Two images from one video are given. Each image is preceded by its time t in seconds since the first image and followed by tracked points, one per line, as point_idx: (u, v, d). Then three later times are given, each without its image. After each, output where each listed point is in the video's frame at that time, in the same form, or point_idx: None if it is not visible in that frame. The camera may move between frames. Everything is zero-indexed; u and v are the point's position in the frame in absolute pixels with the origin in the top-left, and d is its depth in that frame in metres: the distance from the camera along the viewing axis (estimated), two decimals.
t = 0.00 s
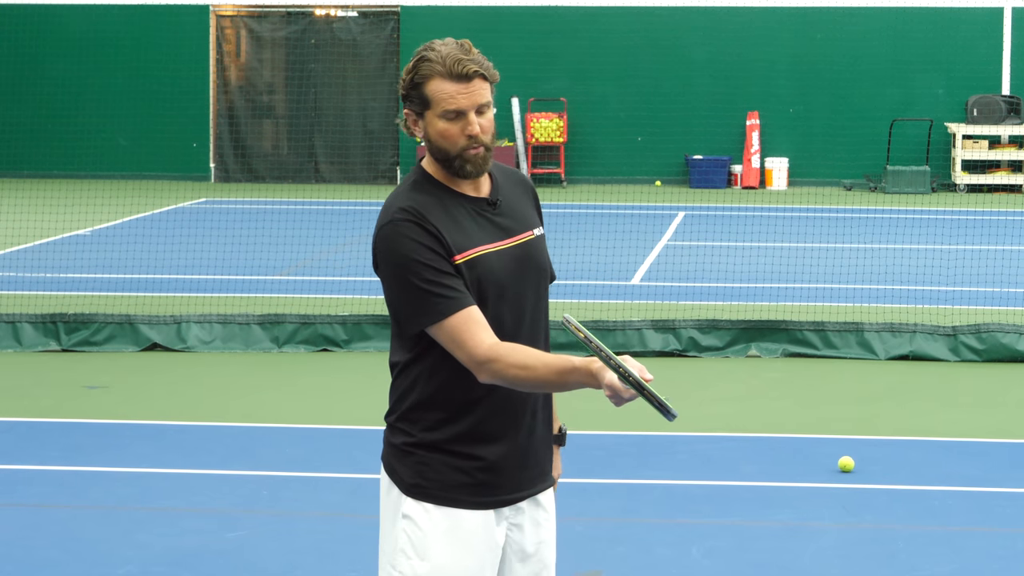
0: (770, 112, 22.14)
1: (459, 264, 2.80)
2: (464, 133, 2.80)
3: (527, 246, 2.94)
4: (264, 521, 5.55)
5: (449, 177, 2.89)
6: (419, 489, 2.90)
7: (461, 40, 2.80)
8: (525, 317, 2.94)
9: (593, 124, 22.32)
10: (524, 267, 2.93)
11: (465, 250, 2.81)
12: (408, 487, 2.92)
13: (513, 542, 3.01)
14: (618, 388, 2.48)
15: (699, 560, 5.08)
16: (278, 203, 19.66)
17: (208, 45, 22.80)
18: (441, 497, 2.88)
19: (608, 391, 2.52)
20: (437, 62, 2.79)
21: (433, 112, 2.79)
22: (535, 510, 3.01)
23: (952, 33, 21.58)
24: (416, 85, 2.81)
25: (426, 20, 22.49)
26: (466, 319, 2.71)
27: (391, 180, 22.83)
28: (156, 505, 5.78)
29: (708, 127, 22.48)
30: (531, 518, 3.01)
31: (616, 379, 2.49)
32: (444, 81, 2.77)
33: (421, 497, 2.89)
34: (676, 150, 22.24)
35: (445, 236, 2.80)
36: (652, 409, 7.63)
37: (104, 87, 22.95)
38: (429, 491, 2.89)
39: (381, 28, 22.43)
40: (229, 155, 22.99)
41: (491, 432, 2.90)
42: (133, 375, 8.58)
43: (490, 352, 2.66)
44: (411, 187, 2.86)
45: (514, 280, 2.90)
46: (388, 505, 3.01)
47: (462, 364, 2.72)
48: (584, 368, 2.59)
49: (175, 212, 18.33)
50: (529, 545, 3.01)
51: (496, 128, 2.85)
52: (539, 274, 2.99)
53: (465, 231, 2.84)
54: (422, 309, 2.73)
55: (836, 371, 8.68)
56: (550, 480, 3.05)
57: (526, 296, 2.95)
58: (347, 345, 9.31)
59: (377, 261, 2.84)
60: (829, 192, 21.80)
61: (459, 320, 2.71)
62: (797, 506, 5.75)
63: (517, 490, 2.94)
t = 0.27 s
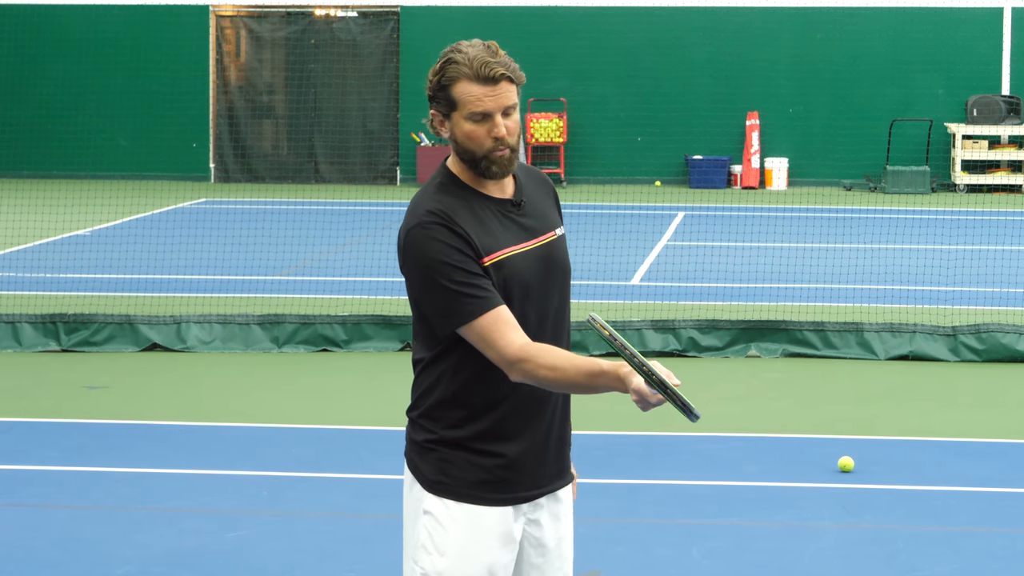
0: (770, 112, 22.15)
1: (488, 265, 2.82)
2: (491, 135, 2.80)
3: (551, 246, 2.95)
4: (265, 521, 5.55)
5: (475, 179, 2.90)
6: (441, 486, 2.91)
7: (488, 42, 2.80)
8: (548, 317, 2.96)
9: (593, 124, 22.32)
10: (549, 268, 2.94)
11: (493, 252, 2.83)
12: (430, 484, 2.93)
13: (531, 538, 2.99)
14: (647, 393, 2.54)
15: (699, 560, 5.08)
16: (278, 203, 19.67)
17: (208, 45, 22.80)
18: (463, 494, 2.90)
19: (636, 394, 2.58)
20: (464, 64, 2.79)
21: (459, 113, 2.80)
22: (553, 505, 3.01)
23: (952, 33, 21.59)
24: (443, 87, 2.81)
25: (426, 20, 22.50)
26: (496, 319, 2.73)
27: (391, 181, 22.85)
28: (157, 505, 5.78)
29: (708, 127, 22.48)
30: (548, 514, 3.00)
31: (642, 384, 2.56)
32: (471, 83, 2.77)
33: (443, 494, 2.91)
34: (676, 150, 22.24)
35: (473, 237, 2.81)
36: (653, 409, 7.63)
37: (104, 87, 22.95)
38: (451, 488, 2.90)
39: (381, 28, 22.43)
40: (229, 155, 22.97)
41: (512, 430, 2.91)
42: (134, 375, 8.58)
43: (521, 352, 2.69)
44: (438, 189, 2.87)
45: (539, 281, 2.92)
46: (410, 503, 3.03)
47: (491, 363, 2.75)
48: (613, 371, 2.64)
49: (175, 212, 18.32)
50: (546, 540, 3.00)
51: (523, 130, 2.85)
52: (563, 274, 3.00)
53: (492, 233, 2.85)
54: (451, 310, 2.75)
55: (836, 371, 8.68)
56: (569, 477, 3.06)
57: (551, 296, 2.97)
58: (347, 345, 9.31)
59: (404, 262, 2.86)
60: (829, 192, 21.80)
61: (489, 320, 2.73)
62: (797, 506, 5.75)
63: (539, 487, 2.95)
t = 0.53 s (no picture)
0: (770, 113, 22.15)
1: (506, 268, 2.82)
2: (506, 138, 2.81)
3: (567, 248, 2.96)
4: (265, 521, 5.55)
5: (491, 181, 2.90)
6: (460, 486, 2.94)
7: (502, 46, 2.81)
8: (565, 318, 2.97)
9: (593, 124, 22.32)
10: (565, 269, 2.95)
11: (510, 255, 2.84)
12: (449, 483, 2.96)
13: (550, 537, 3.02)
14: (666, 399, 2.52)
15: (699, 560, 5.08)
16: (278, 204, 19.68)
17: (208, 45, 22.81)
18: (482, 494, 2.92)
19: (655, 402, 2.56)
20: (478, 68, 2.80)
21: (474, 117, 2.81)
22: (572, 504, 3.03)
23: (952, 33, 21.59)
24: (457, 91, 2.82)
25: (426, 21, 22.52)
26: (516, 322, 2.73)
27: (391, 181, 22.88)
28: (157, 505, 5.78)
29: (707, 127, 22.48)
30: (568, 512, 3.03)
31: (662, 390, 2.54)
32: (485, 87, 2.78)
33: (462, 494, 2.93)
34: (676, 150, 22.25)
35: (491, 240, 2.82)
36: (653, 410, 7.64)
37: (103, 87, 22.96)
38: (470, 488, 2.93)
39: (381, 28, 22.44)
40: (228, 155, 22.95)
41: (531, 430, 2.93)
42: (134, 375, 8.58)
43: (541, 354, 2.69)
44: (456, 192, 2.87)
45: (556, 283, 2.93)
46: (431, 504, 3.06)
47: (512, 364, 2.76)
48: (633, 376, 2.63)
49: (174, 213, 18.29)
50: (566, 538, 3.03)
51: (537, 133, 2.85)
52: (580, 275, 3.01)
53: (510, 235, 2.86)
54: (471, 312, 2.76)
55: (837, 372, 8.68)
56: (587, 475, 3.08)
57: (567, 298, 2.97)
58: (347, 345, 9.31)
59: (422, 265, 2.87)
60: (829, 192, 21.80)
61: (509, 322, 2.74)
62: (797, 506, 5.75)
63: (557, 486, 2.97)
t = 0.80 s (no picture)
0: (770, 113, 22.16)
1: (521, 266, 2.83)
2: (515, 139, 2.82)
3: (579, 247, 2.96)
4: (265, 522, 5.55)
5: (502, 181, 2.91)
6: (474, 486, 2.94)
7: (510, 47, 2.81)
8: (580, 316, 2.97)
9: (593, 124, 22.32)
10: (578, 268, 2.96)
11: (526, 253, 2.84)
12: (463, 484, 2.96)
13: (562, 537, 3.03)
14: (687, 392, 2.59)
15: (699, 560, 5.08)
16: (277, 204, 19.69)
17: (208, 45, 22.82)
18: (495, 494, 2.92)
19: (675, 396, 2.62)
20: (487, 69, 2.81)
21: (483, 118, 2.82)
22: (585, 504, 3.03)
23: (952, 33, 21.58)
24: (467, 92, 2.83)
25: (426, 21, 22.52)
26: (534, 320, 2.74)
27: (391, 181, 22.90)
28: (157, 505, 5.79)
29: (707, 128, 22.49)
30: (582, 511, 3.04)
31: (684, 383, 2.60)
32: (494, 88, 2.79)
33: (476, 494, 2.94)
34: (676, 150, 22.25)
35: (507, 239, 2.82)
36: (653, 410, 7.64)
37: (103, 87, 22.96)
38: (484, 488, 2.93)
39: (381, 28, 22.45)
40: (229, 156, 22.94)
41: (544, 429, 2.93)
42: (134, 375, 8.59)
43: (561, 352, 2.70)
44: (469, 192, 2.88)
45: (569, 282, 2.93)
46: (445, 504, 3.07)
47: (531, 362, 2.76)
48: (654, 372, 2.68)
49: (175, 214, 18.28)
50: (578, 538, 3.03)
51: (547, 133, 2.86)
52: (593, 274, 3.01)
53: (524, 235, 2.86)
54: (488, 311, 2.76)
55: (837, 372, 8.68)
56: (600, 474, 3.09)
57: (580, 297, 2.98)
58: (347, 346, 9.31)
59: (438, 265, 2.87)
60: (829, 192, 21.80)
61: (528, 321, 2.74)
62: (798, 507, 5.75)
63: (571, 484, 2.97)
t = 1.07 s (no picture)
0: (770, 113, 22.17)
1: (530, 264, 2.83)
2: (517, 137, 2.82)
3: (584, 245, 2.97)
4: (265, 522, 5.55)
5: (507, 180, 2.91)
6: (481, 485, 2.94)
7: (513, 46, 2.82)
8: (586, 313, 2.98)
9: (592, 125, 22.32)
10: (584, 267, 2.96)
11: (534, 251, 2.84)
12: (470, 483, 2.96)
13: (566, 537, 3.04)
14: (700, 378, 2.50)
15: (699, 561, 5.08)
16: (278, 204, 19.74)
17: (208, 45, 22.85)
18: (503, 493, 2.92)
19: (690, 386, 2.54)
20: (489, 69, 2.81)
21: (486, 117, 2.82)
22: (588, 503, 3.05)
23: (952, 33, 21.59)
24: (469, 91, 2.84)
25: (426, 22, 22.52)
26: (546, 315, 2.74)
27: (391, 182, 22.94)
28: (157, 506, 5.78)
29: (707, 128, 22.49)
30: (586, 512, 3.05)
31: (697, 370, 2.51)
32: (496, 87, 2.79)
33: (484, 494, 2.94)
34: (676, 151, 22.26)
35: (515, 236, 2.82)
36: (653, 410, 7.64)
37: (103, 87, 22.95)
38: (492, 488, 2.93)
39: (381, 29, 22.45)
40: (229, 156, 22.96)
41: (552, 428, 2.93)
42: (134, 376, 8.58)
43: (573, 346, 2.70)
44: (475, 191, 2.88)
45: (575, 281, 2.94)
46: (448, 504, 3.06)
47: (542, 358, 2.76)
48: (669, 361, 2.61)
49: (175, 214, 18.29)
50: (581, 538, 3.05)
51: (550, 131, 2.86)
52: (597, 274, 3.02)
53: (532, 233, 2.87)
54: (499, 307, 2.76)
55: (837, 372, 8.68)
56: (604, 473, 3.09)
57: (584, 296, 2.98)
58: (347, 346, 9.31)
59: (446, 263, 2.87)
60: (829, 193, 21.80)
61: (539, 316, 2.74)
62: (798, 507, 5.75)
63: (577, 484, 2.97)
